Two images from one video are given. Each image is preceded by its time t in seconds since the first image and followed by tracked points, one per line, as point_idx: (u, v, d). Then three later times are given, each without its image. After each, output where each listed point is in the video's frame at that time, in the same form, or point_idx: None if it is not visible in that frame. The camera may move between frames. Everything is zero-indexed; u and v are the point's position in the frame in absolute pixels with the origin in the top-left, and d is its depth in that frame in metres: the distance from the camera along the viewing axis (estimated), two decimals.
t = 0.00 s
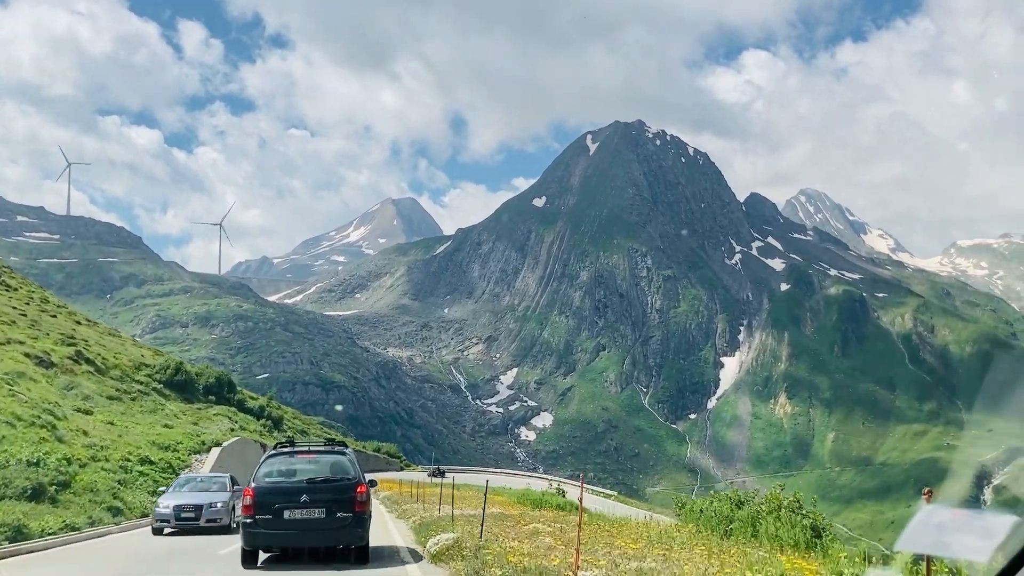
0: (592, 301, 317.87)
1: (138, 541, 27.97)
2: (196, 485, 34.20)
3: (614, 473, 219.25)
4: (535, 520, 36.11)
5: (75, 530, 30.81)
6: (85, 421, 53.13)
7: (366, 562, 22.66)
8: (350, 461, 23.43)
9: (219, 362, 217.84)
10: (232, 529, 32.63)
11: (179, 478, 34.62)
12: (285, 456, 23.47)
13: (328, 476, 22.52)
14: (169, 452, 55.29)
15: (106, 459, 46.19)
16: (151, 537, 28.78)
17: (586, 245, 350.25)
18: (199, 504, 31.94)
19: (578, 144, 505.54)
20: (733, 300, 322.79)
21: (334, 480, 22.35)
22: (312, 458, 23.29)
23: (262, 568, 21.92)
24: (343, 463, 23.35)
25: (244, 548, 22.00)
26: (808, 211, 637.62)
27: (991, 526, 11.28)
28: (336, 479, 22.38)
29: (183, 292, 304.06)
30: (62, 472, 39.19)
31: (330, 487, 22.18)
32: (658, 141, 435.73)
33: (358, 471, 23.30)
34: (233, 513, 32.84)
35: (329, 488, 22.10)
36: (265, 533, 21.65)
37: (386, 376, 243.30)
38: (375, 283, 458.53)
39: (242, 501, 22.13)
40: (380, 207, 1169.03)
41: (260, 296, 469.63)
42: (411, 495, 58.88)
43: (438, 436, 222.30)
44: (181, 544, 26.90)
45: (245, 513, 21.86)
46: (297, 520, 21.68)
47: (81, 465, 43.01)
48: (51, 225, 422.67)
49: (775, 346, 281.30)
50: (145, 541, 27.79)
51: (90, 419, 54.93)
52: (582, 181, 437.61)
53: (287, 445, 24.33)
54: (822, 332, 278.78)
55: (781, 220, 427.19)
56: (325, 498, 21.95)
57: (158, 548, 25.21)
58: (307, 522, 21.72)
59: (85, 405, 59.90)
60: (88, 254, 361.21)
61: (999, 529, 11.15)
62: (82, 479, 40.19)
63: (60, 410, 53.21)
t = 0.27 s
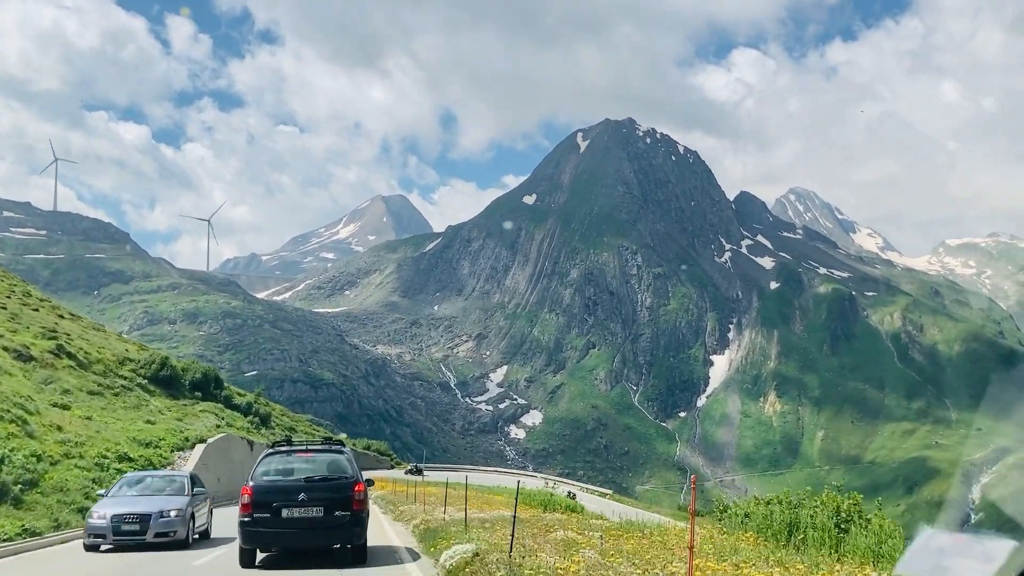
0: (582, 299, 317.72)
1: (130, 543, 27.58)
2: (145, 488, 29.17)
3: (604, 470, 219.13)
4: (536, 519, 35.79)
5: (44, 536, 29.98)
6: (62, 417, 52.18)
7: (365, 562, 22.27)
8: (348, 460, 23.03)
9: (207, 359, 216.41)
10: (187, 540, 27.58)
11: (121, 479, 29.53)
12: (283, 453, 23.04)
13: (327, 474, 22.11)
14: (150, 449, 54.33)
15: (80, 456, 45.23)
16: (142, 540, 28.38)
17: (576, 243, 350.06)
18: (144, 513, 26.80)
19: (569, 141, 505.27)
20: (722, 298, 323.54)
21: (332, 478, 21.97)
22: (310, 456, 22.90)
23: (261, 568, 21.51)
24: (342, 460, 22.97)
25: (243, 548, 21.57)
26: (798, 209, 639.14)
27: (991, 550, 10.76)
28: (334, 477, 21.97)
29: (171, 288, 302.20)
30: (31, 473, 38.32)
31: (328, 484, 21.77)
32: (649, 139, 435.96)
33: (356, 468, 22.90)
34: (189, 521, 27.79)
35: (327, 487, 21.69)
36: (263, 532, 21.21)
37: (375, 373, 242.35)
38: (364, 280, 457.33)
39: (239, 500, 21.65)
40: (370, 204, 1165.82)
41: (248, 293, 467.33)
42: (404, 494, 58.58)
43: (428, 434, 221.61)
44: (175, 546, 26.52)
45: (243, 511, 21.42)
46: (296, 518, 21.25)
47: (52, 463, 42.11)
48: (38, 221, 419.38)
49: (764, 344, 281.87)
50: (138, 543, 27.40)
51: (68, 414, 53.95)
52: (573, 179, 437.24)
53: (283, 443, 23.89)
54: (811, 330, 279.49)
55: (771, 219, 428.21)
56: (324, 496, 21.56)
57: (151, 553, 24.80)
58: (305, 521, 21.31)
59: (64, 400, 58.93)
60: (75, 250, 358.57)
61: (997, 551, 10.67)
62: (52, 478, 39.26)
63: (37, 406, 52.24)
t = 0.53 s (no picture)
0: (573, 297, 317.64)
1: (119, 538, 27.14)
2: (68, 491, 21.28)
3: (595, 468, 219.11)
4: (550, 520, 33.89)
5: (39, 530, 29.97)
6: (38, 411, 51.43)
7: (364, 561, 22.09)
8: (347, 458, 22.83)
9: (197, 356, 215.32)
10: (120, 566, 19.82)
11: (33, 479, 21.81)
12: (282, 451, 22.78)
13: (326, 472, 21.91)
14: (132, 446, 53.29)
15: (54, 453, 44.58)
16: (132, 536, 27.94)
17: (568, 241, 350.02)
18: (53, 526, 18.94)
19: (561, 139, 505.12)
20: (713, 296, 324.25)
21: (331, 476, 21.76)
22: (308, 456, 22.67)
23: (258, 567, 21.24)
24: (341, 458, 22.77)
25: (242, 546, 21.24)
26: (789, 209, 640.91)
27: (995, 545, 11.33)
28: (333, 476, 21.76)
29: (161, 285, 300.69)
30: None
31: (328, 483, 21.57)
32: (641, 138, 436.44)
33: (354, 467, 22.70)
34: (120, 532, 20.04)
35: (327, 486, 21.48)
36: (263, 530, 20.93)
37: (366, 371, 241.60)
38: (355, 277, 456.33)
39: (238, 498, 21.32)
40: (361, 202, 1163.47)
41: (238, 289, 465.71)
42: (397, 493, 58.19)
43: (418, 432, 221.20)
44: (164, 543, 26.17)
45: (243, 510, 21.08)
46: (295, 517, 21.02)
47: (22, 460, 41.55)
48: (26, 217, 416.79)
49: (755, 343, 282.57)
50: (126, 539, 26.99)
51: (47, 409, 53.27)
52: (565, 177, 437.22)
53: (281, 442, 23.60)
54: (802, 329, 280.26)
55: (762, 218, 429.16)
56: (324, 495, 21.37)
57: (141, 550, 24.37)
58: (305, 519, 21.06)
59: (44, 394, 58.29)
60: (64, 246, 356.32)
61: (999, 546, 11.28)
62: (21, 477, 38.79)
63: (13, 401, 51.49)
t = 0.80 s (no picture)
0: (564, 296, 317.88)
1: (113, 537, 27.02)
2: None
3: (586, 467, 219.39)
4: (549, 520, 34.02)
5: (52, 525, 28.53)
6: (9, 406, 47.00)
7: (361, 562, 22.02)
8: (344, 459, 22.79)
9: (186, 354, 214.50)
10: None
11: None
12: (280, 452, 22.73)
13: (324, 474, 21.82)
14: (111, 442, 48.63)
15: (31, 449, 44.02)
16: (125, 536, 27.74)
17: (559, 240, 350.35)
18: None
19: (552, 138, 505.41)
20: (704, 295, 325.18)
21: (328, 478, 21.69)
22: (306, 456, 22.68)
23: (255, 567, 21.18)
24: (338, 459, 22.74)
25: (239, 544, 21.14)
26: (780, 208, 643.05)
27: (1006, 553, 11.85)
28: (330, 477, 21.69)
29: (151, 283, 299.59)
30: None
31: (325, 483, 21.49)
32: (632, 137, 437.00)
33: (352, 468, 22.67)
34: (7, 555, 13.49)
35: (324, 486, 21.43)
36: (259, 530, 20.84)
37: (356, 370, 241.18)
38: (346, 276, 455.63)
39: (236, 499, 21.28)
40: (352, 200, 1161.69)
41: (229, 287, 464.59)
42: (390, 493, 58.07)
43: (409, 430, 221.05)
44: (159, 544, 26.06)
45: (241, 510, 21.03)
46: (292, 517, 20.93)
47: None
48: (15, 215, 414.85)
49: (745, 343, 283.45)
50: (119, 538, 26.87)
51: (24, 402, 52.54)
52: (556, 175, 437.45)
53: (278, 443, 23.57)
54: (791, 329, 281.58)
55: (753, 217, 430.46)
56: (322, 494, 21.28)
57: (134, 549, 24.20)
58: (302, 519, 21.01)
59: (23, 389, 57.74)
60: (53, 243, 354.66)
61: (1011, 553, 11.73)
62: None
63: None
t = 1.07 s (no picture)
0: (556, 295, 317.73)
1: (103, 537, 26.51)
2: None
3: (578, 466, 219.25)
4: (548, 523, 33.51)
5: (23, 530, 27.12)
6: None
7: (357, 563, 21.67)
8: (340, 459, 22.43)
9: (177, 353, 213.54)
10: None
11: None
12: (275, 452, 22.37)
13: (321, 474, 21.47)
14: (91, 438, 48.01)
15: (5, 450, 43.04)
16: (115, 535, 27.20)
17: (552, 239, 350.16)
18: None
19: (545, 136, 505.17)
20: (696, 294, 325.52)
21: (325, 477, 21.29)
22: (302, 456, 22.31)
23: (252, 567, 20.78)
24: (335, 459, 22.36)
25: (235, 545, 20.75)
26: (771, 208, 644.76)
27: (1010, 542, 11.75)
28: (327, 477, 21.32)
29: (141, 281, 298.19)
30: None
31: (322, 483, 21.14)
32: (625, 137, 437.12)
33: (348, 468, 22.28)
34: None
35: (321, 487, 21.04)
36: (256, 530, 20.47)
37: (348, 369, 240.48)
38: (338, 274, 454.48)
39: (232, 499, 20.93)
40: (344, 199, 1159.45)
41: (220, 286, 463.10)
42: (384, 491, 57.61)
43: (401, 429, 220.65)
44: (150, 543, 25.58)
45: (237, 510, 20.66)
46: (288, 517, 20.57)
47: None
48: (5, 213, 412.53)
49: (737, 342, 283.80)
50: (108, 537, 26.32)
51: None
52: (548, 174, 437.24)
53: (274, 442, 23.16)
54: (783, 328, 282.15)
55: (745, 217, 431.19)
56: (318, 495, 20.91)
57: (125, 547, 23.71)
58: (298, 518, 20.65)
59: None
60: (43, 242, 352.72)
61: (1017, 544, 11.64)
62: None
63: None
